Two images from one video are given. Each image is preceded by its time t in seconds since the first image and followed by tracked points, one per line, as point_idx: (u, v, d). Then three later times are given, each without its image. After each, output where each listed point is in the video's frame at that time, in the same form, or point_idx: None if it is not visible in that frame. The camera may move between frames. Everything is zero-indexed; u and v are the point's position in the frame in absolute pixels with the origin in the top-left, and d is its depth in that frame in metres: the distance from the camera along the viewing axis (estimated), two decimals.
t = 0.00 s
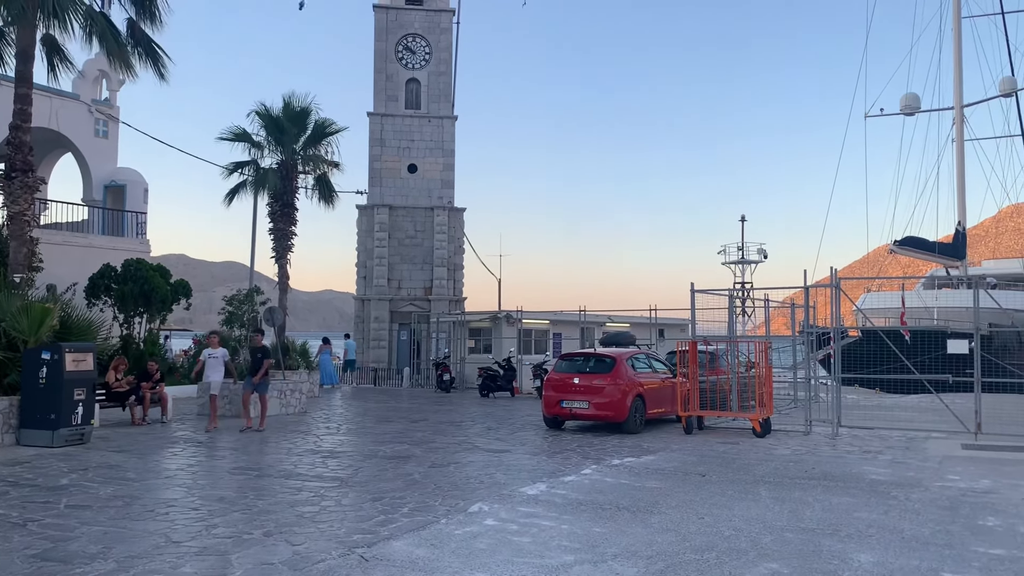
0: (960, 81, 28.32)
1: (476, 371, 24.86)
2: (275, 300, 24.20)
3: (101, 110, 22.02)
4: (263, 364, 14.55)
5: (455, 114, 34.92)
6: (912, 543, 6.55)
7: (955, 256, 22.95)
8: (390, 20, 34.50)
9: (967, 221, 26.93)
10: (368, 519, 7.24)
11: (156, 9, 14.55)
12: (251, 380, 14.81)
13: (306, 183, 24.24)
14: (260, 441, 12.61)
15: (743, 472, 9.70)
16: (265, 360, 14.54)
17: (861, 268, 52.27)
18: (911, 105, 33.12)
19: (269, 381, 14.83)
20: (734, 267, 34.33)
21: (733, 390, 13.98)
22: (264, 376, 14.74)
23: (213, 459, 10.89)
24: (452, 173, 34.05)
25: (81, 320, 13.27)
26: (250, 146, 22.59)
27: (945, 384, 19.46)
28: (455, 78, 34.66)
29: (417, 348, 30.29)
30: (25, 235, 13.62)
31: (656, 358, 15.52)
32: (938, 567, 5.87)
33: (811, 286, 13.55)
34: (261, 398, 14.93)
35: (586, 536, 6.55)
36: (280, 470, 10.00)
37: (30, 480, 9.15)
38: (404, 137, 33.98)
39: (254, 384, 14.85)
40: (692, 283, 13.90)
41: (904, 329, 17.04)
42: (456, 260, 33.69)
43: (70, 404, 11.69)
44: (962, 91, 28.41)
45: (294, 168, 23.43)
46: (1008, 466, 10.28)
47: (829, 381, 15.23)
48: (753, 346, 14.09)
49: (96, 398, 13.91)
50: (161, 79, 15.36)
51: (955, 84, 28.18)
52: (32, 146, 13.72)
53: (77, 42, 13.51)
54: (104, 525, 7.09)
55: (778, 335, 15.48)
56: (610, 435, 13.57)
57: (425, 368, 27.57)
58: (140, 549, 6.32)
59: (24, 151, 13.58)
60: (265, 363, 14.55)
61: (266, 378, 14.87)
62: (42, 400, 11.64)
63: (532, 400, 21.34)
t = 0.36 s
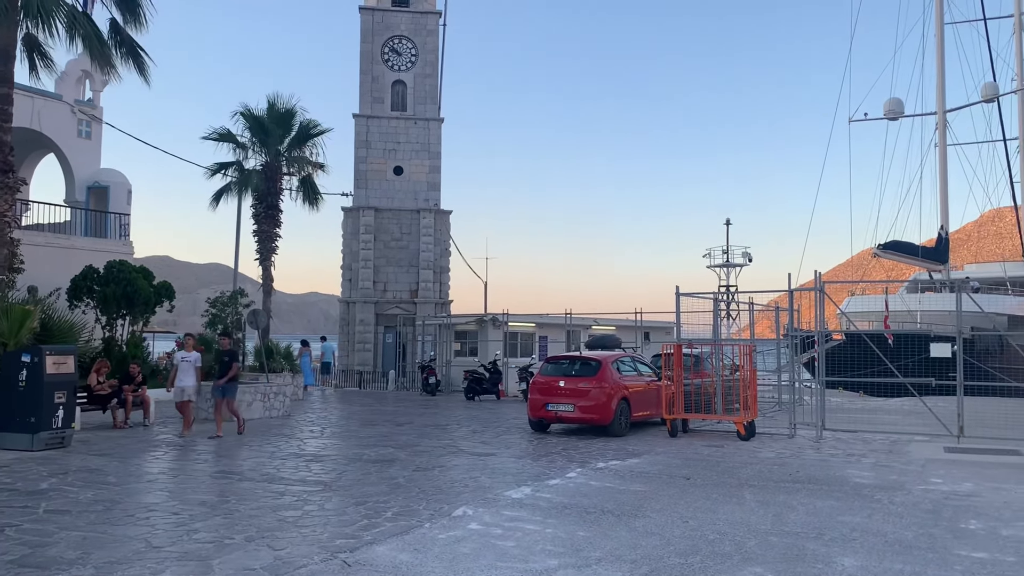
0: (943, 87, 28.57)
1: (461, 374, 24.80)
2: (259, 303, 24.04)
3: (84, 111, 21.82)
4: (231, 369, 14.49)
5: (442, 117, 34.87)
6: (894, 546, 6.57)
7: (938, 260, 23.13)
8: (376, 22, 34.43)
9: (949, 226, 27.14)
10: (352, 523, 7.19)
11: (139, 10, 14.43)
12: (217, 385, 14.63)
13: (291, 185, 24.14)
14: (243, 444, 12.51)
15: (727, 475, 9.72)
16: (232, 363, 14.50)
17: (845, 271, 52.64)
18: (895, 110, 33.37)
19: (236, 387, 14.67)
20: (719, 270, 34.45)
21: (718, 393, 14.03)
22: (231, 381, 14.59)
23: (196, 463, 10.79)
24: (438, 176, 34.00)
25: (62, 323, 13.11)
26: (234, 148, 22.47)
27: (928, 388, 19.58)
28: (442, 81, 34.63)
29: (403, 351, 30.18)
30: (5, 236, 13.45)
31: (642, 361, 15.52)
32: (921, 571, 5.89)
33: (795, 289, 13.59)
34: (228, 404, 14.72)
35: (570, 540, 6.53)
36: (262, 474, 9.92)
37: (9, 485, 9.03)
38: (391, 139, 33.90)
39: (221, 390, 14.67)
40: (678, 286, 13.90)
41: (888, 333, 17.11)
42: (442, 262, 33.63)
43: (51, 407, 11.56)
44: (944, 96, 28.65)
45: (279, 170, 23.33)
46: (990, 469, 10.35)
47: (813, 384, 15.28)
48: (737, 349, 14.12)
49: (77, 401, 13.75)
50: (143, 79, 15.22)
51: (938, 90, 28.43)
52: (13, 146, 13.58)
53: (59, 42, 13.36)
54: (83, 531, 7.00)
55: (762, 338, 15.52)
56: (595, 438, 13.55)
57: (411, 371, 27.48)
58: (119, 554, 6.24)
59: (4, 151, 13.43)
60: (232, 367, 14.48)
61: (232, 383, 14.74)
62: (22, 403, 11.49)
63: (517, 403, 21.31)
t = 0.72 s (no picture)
0: (925, 107, 28.95)
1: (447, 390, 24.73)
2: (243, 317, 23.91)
3: (69, 124, 21.70)
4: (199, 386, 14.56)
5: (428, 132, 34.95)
6: (877, 564, 6.59)
7: (920, 277, 23.33)
8: (363, 38, 34.55)
9: (931, 243, 27.42)
10: (334, 541, 7.13)
11: (125, 22, 14.39)
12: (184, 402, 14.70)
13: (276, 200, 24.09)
14: (225, 461, 12.39)
15: (712, 492, 9.71)
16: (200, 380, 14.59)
17: (829, 288, 53.05)
18: (877, 129, 33.76)
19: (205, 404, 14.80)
20: (704, 286, 34.58)
21: (703, 410, 14.05)
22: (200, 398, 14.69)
23: (177, 479, 10.67)
24: (424, 191, 34.02)
25: (44, 338, 12.99)
26: (220, 162, 22.42)
27: (911, 404, 19.69)
28: (429, 97, 34.75)
29: (388, 367, 30.07)
30: None
31: (627, 377, 15.53)
32: None
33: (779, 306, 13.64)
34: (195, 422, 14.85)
35: (554, 558, 6.51)
36: (245, 490, 9.83)
37: None
38: (377, 155, 33.93)
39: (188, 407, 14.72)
40: (663, 303, 13.93)
41: (871, 349, 17.21)
42: (428, 277, 33.59)
43: (31, 423, 11.42)
44: (926, 115, 29.03)
45: (264, 184, 23.29)
46: (972, 486, 10.41)
47: (797, 401, 15.33)
48: (722, 365, 14.16)
49: (58, 417, 13.62)
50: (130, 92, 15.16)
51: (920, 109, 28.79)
52: None
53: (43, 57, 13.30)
54: (61, 548, 6.90)
55: (747, 354, 15.56)
56: (580, 455, 13.53)
57: (396, 387, 27.38)
58: (97, 573, 6.15)
59: None
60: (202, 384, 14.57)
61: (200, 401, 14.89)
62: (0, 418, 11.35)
63: (502, 419, 21.25)
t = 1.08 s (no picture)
0: (918, 136, 29.20)
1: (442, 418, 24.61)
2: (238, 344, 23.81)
3: (66, 150, 21.76)
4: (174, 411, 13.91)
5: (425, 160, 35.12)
6: None
7: (916, 305, 23.39)
8: (361, 66, 34.82)
9: (927, 272, 27.51)
10: (328, 571, 7.05)
11: (125, 48, 14.48)
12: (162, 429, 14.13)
13: (272, 227, 24.11)
14: (218, 489, 12.26)
15: (710, 522, 9.64)
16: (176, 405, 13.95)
17: (825, 316, 53.11)
18: (872, 158, 34.00)
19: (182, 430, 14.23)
20: (700, 314, 34.57)
21: (700, 438, 13.96)
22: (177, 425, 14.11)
23: (170, 508, 10.55)
24: (420, 218, 34.09)
25: (36, 365, 12.89)
26: (216, 189, 22.47)
27: (909, 433, 19.63)
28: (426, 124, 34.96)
29: (383, 394, 29.92)
30: None
31: (624, 405, 15.47)
32: None
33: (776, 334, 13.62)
34: (169, 448, 14.84)
35: None
36: (238, 519, 9.72)
37: None
38: (374, 182, 34.05)
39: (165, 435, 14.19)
40: (660, 330, 13.89)
41: (868, 378, 17.18)
42: (424, 304, 33.53)
43: (22, 451, 11.31)
44: (920, 145, 29.26)
45: (261, 211, 23.33)
46: (970, 516, 10.34)
47: (795, 430, 15.26)
48: (719, 394, 14.11)
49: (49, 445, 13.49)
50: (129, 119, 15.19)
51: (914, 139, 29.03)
52: None
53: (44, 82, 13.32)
54: None
55: (744, 383, 15.51)
56: (577, 484, 13.43)
57: (391, 415, 27.23)
58: None
59: None
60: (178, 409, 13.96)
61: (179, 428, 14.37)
62: None
63: (498, 448, 21.13)
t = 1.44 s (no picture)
0: (922, 158, 29.27)
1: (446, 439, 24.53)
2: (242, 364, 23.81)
3: (73, 171, 21.92)
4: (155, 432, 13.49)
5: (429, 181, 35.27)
6: None
7: (922, 326, 23.30)
8: (367, 88, 35.08)
9: (932, 293, 27.46)
10: None
11: (134, 72, 14.64)
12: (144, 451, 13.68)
13: (277, 248, 24.20)
14: (221, 510, 12.21)
15: (715, 545, 9.57)
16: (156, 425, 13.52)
17: (830, 337, 52.99)
18: (876, 180, 34.07)
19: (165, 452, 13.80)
20: (705, 335, 34.50)
21: (705, 461, 13.89)
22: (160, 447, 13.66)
23: (172, 529, 10.51)
24: (424, 239, 34.18)
25: (41, 384, 12.90)
26: (222, 209, 22.58)
27: (916, 456, 19.50)
28: (430, 146, 35.16)
29: (386, 415, 29.83)
30: None
31: (628, 427, 15.42)
32: None
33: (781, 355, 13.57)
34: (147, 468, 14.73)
35: None
36: (241, 541, 9.68)
37: None
38: (379, 203, 34.20)
39: (147, 460, 13.80)
40: (664, 352, 13.85)
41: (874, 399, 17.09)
42: (428, 325, 33.54)
43: (25, 471, 11.30)
44: (924, 167, 29.32)
45: (266, 232, 23.43)
46: (978, 540, 10.25)
47: (801, 452, 15.17)
48: (724, 415, 14.05)
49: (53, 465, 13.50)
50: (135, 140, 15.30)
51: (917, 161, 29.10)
52: None
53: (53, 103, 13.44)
54: None
55: (749, 405, 15.44)
56: (581, 506, 13.35)
57: (394, 436, 27.14)
58: None
59: None
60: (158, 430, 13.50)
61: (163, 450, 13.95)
62: None
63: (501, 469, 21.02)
